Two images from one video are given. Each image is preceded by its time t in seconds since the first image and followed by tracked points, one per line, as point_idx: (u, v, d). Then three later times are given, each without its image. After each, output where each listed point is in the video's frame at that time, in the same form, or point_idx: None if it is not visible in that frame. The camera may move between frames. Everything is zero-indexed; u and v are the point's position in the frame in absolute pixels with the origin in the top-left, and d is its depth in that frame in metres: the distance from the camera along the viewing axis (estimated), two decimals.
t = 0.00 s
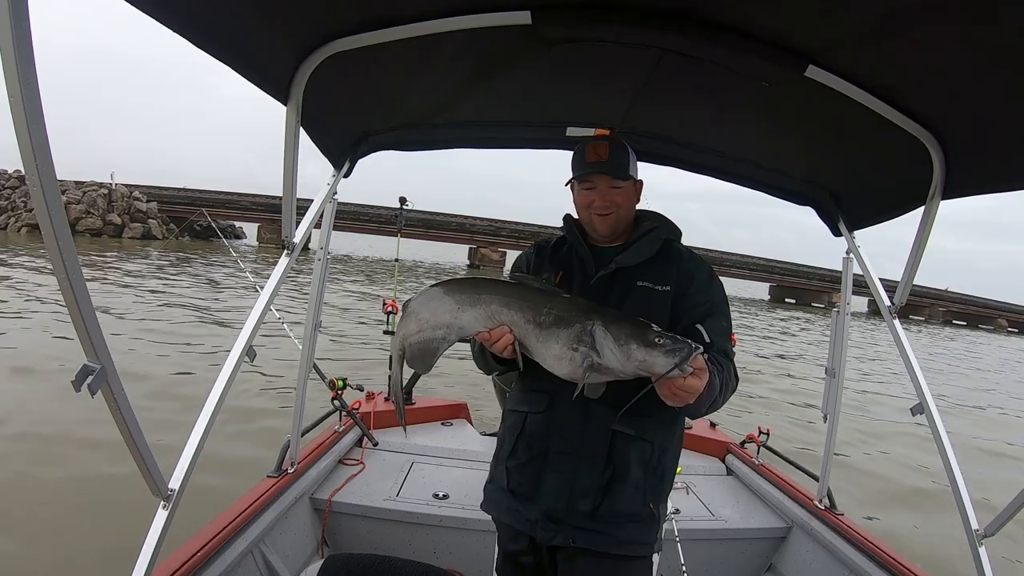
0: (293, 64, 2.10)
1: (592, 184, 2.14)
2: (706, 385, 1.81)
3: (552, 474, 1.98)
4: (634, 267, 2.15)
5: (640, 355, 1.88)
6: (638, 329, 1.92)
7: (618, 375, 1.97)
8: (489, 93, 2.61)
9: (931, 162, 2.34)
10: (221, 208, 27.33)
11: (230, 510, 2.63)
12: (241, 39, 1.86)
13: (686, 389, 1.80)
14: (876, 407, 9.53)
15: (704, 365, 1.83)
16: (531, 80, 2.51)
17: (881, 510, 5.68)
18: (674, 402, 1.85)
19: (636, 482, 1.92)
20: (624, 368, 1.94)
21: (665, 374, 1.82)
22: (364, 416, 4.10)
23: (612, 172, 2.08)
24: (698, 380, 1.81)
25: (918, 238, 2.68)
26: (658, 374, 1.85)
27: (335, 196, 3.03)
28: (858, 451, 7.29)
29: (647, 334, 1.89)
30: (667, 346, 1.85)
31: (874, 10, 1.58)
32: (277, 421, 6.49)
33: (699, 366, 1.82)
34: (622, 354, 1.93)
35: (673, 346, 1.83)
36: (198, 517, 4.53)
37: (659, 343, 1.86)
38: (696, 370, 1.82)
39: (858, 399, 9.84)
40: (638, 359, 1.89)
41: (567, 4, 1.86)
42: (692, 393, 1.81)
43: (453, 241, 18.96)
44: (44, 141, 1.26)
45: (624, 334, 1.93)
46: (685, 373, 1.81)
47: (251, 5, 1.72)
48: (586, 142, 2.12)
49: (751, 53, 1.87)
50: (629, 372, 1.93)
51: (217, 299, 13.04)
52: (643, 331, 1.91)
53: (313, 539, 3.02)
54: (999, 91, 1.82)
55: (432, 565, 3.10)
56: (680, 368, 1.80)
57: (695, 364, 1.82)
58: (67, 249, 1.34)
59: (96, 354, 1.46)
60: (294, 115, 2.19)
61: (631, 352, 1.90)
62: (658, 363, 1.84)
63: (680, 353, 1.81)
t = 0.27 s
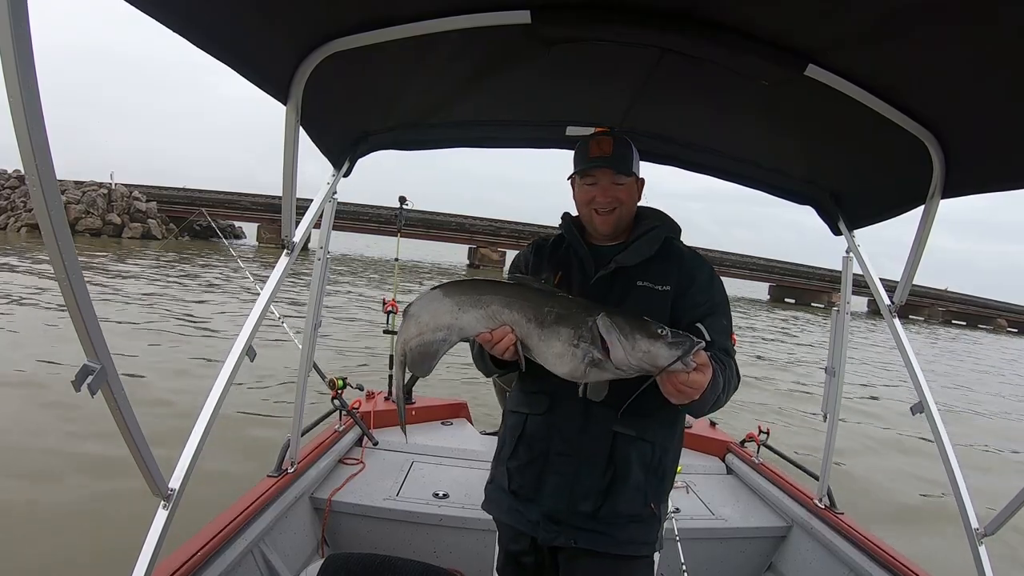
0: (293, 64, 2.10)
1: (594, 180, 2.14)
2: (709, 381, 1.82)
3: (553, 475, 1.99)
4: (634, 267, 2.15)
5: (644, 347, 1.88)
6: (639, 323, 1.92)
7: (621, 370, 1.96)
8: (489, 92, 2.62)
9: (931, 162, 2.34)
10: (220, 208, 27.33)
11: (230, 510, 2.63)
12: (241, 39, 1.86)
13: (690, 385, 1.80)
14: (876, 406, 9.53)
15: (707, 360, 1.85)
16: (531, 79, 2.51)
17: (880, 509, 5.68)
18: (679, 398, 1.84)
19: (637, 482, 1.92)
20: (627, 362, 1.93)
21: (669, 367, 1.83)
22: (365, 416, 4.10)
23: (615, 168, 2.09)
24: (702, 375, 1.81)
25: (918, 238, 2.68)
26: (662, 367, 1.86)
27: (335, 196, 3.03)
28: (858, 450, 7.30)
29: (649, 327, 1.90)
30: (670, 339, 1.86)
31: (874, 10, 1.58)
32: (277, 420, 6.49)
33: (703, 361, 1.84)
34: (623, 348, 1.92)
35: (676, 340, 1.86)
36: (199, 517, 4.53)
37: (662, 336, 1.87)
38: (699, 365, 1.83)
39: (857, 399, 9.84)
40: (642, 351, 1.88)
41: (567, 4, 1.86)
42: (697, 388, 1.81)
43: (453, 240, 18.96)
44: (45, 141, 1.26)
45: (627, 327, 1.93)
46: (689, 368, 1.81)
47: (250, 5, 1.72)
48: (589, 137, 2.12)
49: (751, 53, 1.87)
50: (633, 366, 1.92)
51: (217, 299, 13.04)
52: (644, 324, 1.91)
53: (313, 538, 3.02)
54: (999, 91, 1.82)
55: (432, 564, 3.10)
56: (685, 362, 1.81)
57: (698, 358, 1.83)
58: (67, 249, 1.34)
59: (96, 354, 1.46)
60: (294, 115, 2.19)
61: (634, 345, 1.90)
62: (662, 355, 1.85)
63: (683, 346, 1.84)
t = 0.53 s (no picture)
0: (293, 64, 2.10)
1: (596, 179, 2.14)
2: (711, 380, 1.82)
3: (553, 477, 1.99)
4: (635, 267, 2.15)
5: (644, 342, 1.87)
6: (641, 318, 1.91)
7: (621, 367, 1.93)
8: (488, 92, 2.61)
9: (931, 161, 2.34)
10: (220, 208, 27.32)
11: (229, 510, 2.62)
12: (241, 40, 1.86)
13: (691, 383, 1.81)
14: (876, 406, 9.53)
15: (709, 359, 1.84)
16: (531, 79, 2.51)
17: (881, 508, 5.68)
18: (680, 398, 1.84)
19: (637, 483, 1.92)
20: (627, 357, 1.90)
21: (670, 362, 1.82)
22: (365, 416, 4.10)
23: (616, 167, 2.09)
24: (704, 374, 1.81)
25: (918, 237, 2.68)
26: (663, 362, 1.84)
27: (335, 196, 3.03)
28: (858, 450, 7.29)
29: (651, 322, 1.89)
30: (672, 334, 1.85)
31: (874, 10, 1.58)
32: (277, 420, 6.49)
33: (705, 361, 1.83)
34: (625, 341, 1.90)
35: (678, 336, 1.85)
36: (199, 517, 4.54)
37: (663, 330, 1.86)
38: (701, 364, 1.83)
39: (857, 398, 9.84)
40: (642, 347, 1.87)
41: (567, 4, 1.86)
42: (698, 387, 1.81)
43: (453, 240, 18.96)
44: (44, 142, 1.26)
45: (628, 322, 1.92)
46: (691, 366, 1.81)
47: (250, 5, 1.72)
48: (589, 136, 2.12)
49: (752, 53, 1.87)
50: (633, 363, 1.90)
51: (217, 299, 13.03)
52: (646, 319, 1.90)
53: (313, 538, 3.02)
54: (1000, 91, 1.82)
55: (432, 564, 3.10)
56: (687, 361, 1.81)
57: (699, 357, 1.83)
58: (67, 250, 1.34)
59: (96, 354, 1.46)
60: (293, 115, 2.19)
61: (635, 339, 1.89)
62: (662, 349, 1.83)
63: (684, 342, 1.83)
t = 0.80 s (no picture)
0: (293, 64, 2.10)
1: (601, 180, 2.14)
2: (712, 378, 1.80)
3: (553, 478, 1.99)
4: (636, 267, 2.15)
5: (642, 339, 1.89)
6: (640, 316, 1.94)
7: (619, 365, 1.95)
8: (488, 93, 2.61)
9: (932, 162, 2.34)
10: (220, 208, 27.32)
11: (229, 510, 2.62)
12: (242, 40, 1.86)
13: (691, 380, 1.79)
14: (876, 406, 9.53)
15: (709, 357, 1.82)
16: (531, 79, 2.51)
17: (881, 509, 5.68)
18: (680, 396, 1.82)
19: (638, 485, 1.92)
20: (624, 355, 1.93)
21: (669, 358, 1.82)
22: (365, 416, 4.10)
23: (622, 167, 2.10)
24: (705, 372, 1.79)
25: (918, 237, 2.68)
26: (662, 359, 1.85)
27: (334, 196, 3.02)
28: (858, 450, 7.29)
29: (649, 319, 1.92)
30: (670, 331, 1.88)
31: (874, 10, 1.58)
32: (277, 421, 6.49)
33: (705, 358, 1.82)
34: (623, 339, 1.93)
35: (676, 332, 1.87)
36: (199, 517, 4.53)
37: (662, 328, 1.89)
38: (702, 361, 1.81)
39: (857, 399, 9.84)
40: (640, 343, 1.90)
41: (567, 4, 1.86)
42: (698, 385, 1.79)
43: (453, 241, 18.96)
44: (44, 142, 1.26)
45: (627, 319, 1.95)
46: (691, 363, 1.80)
47: (250, 6, 1.72)
48: (593, 135, 2.13)
49: (752, 53, 1.87)
50: (631, 360, 1.92)
51: (217, 299, 13.03)
52: (645, 317, 1.93)
53: (313, 538, 3.02)
54: (1000, 91, 1.82)
55: (432, 564, 3.10)
56: (686, 357, 1.80)
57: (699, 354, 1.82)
58: (67, 250, 1.34)
59: (96, 354, 1.46)
60: (293, 115, 2.19)
61: (633, 337, 1.92)
62: (661, 346, 1.85)
63: (683, 337, 1.85)
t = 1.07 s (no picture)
0: (293, 63, 2.10)
1: (601, 178, 2.14)
2: (709, 377, 1.76)
3: (552, 479, 1.99)
4: (635, 267, 2.15)
5: (634, 338, 1.89)
6: (633, 315, 1.93)
7: (613, 365, 1.97)
8: (488, 93, 2.61)
9: (931, 162, 2.34)
10: (221, 208, 27.33)
11: (228, 510, 2.62)
12: (240, 40, 1.86)
13: (687, 379, 1.76)
14: (876, 406, 9.53)
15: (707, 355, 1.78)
16: (531, 79, 2.51)
17: (880, 509, 5.69)
18: (676, 396, 1.80)
19: (637, 486, 1.91)
20: (617, 355, 1.94)
21: (665, 359, 1.80)
22: (364, 415, 4.10)
23: (622, 165, 2.11)
24: (701, 370, 1.75)
25: (917, 237, 2.68)
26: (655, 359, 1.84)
27: (334, 196, 3.03)
28: (858, 451, 7.29)
29: (642, 319, 1.90)
30: (663, 330, 1.85)
31: (873, 10, 1.58)
32: (277, 421, 6.51)
33: (703, 356, 1.78)
34: (615, 340, 1.94)
35: (670, 331, 1.84)
36: (198, 517, 4.53)
37: (656, 327, 1.87)
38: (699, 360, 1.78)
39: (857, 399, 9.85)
40: (632, 343, 1.89)
41: (567, 4, 1.86)
42: (694, 384, 1.76)
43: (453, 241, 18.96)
44: (44, 142, 1.26)
45: (619, 319, 1.94)
46: (687, 362, 1.77)
47: (250, 6, 1.72)
48: (592, 135, 2.13)
49: (751, 53, 1.87)
50: (624, 360, 1.93)
51: (216, 299, 13.03)
52: (638, 316, 1.92)
53: (313, 538, 3.02)
54: (999, 91, 1.82)
55: (431, 564, 3.10)
56: (681, 356, 1.77)
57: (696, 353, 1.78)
58: (66, 248, 1.34)
59: (95, 353, 1.46)
60: (293, 114, 2.19)
61: (625, 338, 1.92)
62: (654, 346, 1.84)
63: (678, 336, 1.82)
